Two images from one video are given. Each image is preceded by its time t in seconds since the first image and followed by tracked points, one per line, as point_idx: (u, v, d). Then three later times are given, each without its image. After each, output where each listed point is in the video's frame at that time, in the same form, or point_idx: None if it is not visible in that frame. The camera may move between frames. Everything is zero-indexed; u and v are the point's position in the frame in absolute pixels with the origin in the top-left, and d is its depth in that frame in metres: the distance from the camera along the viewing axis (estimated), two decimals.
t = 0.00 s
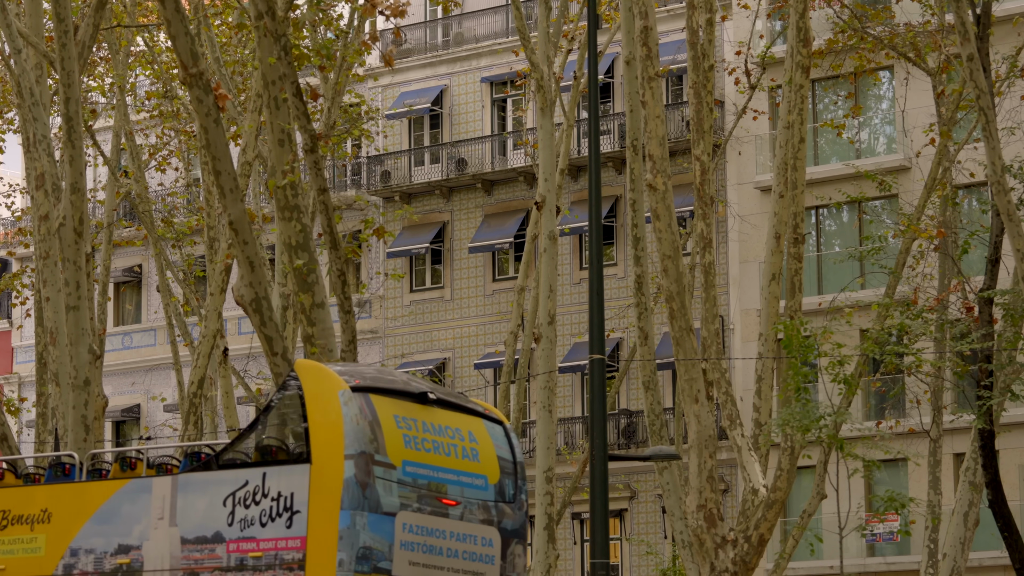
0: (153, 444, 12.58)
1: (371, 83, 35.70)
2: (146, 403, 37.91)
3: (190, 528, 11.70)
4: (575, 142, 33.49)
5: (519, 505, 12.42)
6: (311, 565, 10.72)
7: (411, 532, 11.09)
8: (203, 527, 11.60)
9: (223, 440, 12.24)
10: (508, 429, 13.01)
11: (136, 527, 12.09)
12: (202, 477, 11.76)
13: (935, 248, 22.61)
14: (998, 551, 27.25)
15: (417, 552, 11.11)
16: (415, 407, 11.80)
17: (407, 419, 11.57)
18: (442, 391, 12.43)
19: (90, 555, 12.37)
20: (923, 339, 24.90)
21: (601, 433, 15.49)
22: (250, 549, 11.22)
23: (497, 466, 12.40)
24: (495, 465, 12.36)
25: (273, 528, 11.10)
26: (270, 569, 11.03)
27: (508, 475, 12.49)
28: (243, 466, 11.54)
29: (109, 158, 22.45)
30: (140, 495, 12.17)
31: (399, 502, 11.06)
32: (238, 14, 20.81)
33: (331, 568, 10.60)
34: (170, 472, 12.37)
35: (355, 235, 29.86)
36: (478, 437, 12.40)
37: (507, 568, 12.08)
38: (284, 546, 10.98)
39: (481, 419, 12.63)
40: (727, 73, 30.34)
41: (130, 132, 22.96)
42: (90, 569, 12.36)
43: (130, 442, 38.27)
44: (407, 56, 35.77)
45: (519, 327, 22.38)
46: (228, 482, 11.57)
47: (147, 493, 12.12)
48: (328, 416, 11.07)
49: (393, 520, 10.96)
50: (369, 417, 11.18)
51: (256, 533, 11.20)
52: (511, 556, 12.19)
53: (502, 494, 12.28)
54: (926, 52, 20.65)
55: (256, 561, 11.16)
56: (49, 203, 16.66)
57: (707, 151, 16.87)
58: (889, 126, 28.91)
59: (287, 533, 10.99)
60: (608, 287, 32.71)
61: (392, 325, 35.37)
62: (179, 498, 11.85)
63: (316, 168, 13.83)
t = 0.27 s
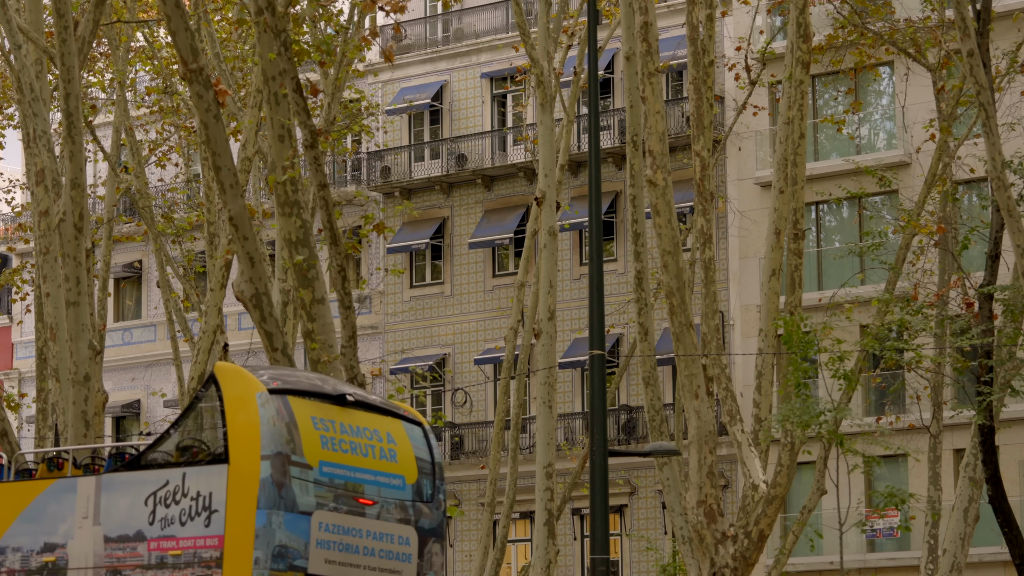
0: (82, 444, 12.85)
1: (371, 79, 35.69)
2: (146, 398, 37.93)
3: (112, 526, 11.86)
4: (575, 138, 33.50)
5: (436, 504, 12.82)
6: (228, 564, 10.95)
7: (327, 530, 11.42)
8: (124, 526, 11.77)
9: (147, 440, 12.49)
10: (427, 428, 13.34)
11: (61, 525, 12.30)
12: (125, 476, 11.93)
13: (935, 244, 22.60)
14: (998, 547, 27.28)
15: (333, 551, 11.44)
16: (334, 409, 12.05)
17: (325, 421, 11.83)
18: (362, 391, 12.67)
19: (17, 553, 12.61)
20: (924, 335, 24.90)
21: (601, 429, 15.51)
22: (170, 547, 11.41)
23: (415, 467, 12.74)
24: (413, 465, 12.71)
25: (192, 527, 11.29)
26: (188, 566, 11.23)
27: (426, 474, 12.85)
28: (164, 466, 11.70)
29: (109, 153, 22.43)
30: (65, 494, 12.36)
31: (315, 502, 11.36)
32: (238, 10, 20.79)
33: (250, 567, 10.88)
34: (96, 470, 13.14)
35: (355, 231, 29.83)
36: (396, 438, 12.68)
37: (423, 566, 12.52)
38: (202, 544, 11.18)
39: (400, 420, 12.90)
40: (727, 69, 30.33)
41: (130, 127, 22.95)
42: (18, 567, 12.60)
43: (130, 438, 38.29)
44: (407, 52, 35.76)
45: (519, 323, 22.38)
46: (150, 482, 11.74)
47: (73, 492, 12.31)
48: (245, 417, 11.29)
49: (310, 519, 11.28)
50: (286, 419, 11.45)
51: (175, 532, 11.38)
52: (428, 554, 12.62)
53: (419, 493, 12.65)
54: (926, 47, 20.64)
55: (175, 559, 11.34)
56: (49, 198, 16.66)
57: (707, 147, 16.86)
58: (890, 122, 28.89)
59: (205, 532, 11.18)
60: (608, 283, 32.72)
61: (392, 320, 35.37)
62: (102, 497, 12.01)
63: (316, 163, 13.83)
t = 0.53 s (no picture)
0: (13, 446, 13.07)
1: (372, 75, 35.67)
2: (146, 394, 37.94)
3: (41, 526, 12.05)
4: (575, 134, 33.52)
5: (360, 504, 12.92)
6: (149, 563, 11.08)
7: (248, 530, 11.57)
8: (52, 526, 11.97)
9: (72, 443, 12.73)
10: (350, 430, 13.44)
11: None
12: (53, 478, 12.14)
13: (935, 240, 22.59)
14: (998, 543, 27.29)
15: (254, 550, 11.59)
16: (258, 411, 12.24)
17: (248, 423, 12.03)
18: (288, 394, 12.83)
19: None
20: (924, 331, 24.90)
21: (601, 425, 15.52)
22: (94, 547, 11.55)
23: (339, 467, 12.86)
24: (336, 466, 12.80)
25: (115, 527, 11.43)
26: (111, 566, 11.37)
27: (348, 475, 12.94)
28: (89, 467, 11.89)
29: (109, 149, 22.45)
30: None
31: (237, 502, 11.54)
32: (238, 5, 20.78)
33: (170, 565, 11.04)
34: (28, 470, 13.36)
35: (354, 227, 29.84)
36: (320, 440, 12.78)
37: (346, 566, 12.60)
38: (125, 544, 11.31)
39: (324, 422, 13.00)
40: (727, 65, 30.33)
41: (130, 123, 22.95)
42: None
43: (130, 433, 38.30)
44: (407, 48, 35.74)
45: (519, 318, 22.39)
46: (76, 484, 11.91)
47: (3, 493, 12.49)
48: (168, 419, 11.53)
49: (231, 518, 11.45)
50: (209, 421, 11.67)
51: (99, 532, 11.54)
52: (350, 553, 12.72)
53: (343, 493, 12.77)
54: (926, 43, 20.63)
55: (99, 558, 11.48)
56: (49, 194, 16.68)
57: (707, 143, 16.84)
58: (890, 118, 28.92)
59: (127, 532, 11.32)
60: (608, 279, 32.72)
61: (392, 316, 35.39)
62: (31, 498, 12.21)
63: (316, 159, 13.82)
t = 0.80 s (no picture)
0: None
1: (372, 70, 35.66)
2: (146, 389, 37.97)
3: None
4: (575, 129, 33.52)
5: (286, 503, 14.12)
6: (75, 562, 12.09)
7: (174, 530, 12.64)
8: None
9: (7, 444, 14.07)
10: (280, 430, 14.66)
11: None
12: None
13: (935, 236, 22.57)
14: (998, 539, 27.30)
15: (179, 549, 12.66)
16: (184, 414, 13.34)
17: (174, 425, 13.11)
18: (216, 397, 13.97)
19: None
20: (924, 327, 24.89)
21: (601, 420, 15.53)
22: (24, 547, 12.62)
23: (265, 468, 14.02)
24: (262, 466, 13.95)
25: (44, 527, 12.51)
26: (41, 565, 12.41)
27: (276, 475, 14.14)
28: (20, 468, 12.90)
29: (109, 145, 22.45)
30: None
31: (162, 503, 12.59)
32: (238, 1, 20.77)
33: (96, 564, 12.06)
34: None
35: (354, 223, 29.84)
36: (249, 441, 13.99)
37: (272, 564, 13.69)
38: (54, 544, 12.37)
39: (253, 423, 14.24)
40: (727, 61, 30.33)
41: (130, 119, 22.94)
42: None
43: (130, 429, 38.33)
44: (408, 43, 35.72)
45: (519, 314, 22.39)
46: (9, 484, 12.94)
47: None
48: (94, 420, 12.51)
49: (156, 519, 12.50)
50: (134, 423, 12.69)
51: (30, 531, 12.60)
52: (276, 551, 13.83)
53: (269, 493, 13.92)
54: (926, 39, 20.62)
55: (29, 557, 12.54)
56: (49, 189, 16.68)
57: (707, 139, 16.83)
58: (890, 114, 28.93)
59: (56, 531, 12.39)
60: (608, 275, 32.72)
61: (392, 312, 35.35)
62: None
63: (316, 155, 13.80)
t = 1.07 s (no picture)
0: None
1: (371, 66, 35.65)
2: (146, 385, 38.01)
3: None
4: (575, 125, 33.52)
5: (218, 502, 14.79)
6: (5, 561, 12.70)
7: (104, 529, 13.34)
8: None
9: None
10: (212, 433, 15.39)
11: None
12: None
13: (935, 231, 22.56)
14: (997, 534, 27.33)
15: (109, 548, 13.36)
16: (116, 414, 14.07)
17: (105, 426, 13.85)
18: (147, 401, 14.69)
19: None
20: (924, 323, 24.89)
21: (601, 416, 15.53)
22: None
23: (197, 468, 14.71)
24: (195, 467, 14.66)
25: None
26: None
27: (208, 476, 14.83)
28: None
29: (109, 141, 22.46)
30: None
31: (92, 502, 13.33)
32: None
33: (27, 562, 12.73)
34: None
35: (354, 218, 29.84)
36: (181, 442, 14.70)
37: (204, 562, 14.37)
38: None
39: (186, 425, 14.95)
40: (727, 57, 30.33)
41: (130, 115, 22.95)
42: None
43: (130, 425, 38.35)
44: (408, 39, 35.71)
45: (519, 310, 22.39)
46: None
47: None
48: (25, 421, 13.28)
49: (85, 518, 13.21)
50: (65, 424, 13.45)
51: None
52: (208, 550, 14.53)
53: (201, 493, 14.60)
54: (926, 35, 20.61)
55: None
56: (49, 185, 16.69)
57: (707, 134, 16.82)
58: (890, 109, 28.94)
59: None
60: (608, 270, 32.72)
61: (392, 308, 35.40)
62: None
63: (316, 151, 13.78)
